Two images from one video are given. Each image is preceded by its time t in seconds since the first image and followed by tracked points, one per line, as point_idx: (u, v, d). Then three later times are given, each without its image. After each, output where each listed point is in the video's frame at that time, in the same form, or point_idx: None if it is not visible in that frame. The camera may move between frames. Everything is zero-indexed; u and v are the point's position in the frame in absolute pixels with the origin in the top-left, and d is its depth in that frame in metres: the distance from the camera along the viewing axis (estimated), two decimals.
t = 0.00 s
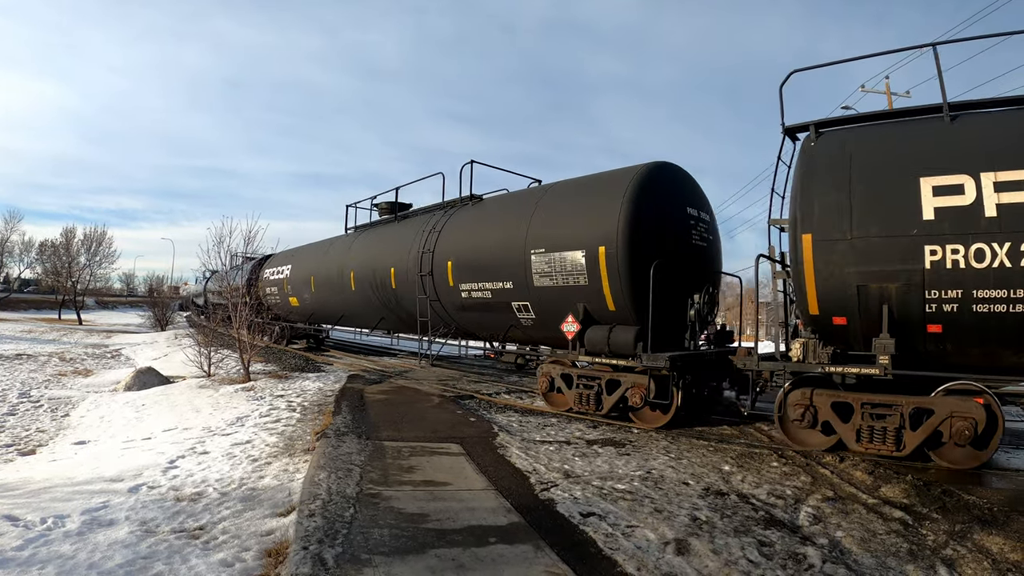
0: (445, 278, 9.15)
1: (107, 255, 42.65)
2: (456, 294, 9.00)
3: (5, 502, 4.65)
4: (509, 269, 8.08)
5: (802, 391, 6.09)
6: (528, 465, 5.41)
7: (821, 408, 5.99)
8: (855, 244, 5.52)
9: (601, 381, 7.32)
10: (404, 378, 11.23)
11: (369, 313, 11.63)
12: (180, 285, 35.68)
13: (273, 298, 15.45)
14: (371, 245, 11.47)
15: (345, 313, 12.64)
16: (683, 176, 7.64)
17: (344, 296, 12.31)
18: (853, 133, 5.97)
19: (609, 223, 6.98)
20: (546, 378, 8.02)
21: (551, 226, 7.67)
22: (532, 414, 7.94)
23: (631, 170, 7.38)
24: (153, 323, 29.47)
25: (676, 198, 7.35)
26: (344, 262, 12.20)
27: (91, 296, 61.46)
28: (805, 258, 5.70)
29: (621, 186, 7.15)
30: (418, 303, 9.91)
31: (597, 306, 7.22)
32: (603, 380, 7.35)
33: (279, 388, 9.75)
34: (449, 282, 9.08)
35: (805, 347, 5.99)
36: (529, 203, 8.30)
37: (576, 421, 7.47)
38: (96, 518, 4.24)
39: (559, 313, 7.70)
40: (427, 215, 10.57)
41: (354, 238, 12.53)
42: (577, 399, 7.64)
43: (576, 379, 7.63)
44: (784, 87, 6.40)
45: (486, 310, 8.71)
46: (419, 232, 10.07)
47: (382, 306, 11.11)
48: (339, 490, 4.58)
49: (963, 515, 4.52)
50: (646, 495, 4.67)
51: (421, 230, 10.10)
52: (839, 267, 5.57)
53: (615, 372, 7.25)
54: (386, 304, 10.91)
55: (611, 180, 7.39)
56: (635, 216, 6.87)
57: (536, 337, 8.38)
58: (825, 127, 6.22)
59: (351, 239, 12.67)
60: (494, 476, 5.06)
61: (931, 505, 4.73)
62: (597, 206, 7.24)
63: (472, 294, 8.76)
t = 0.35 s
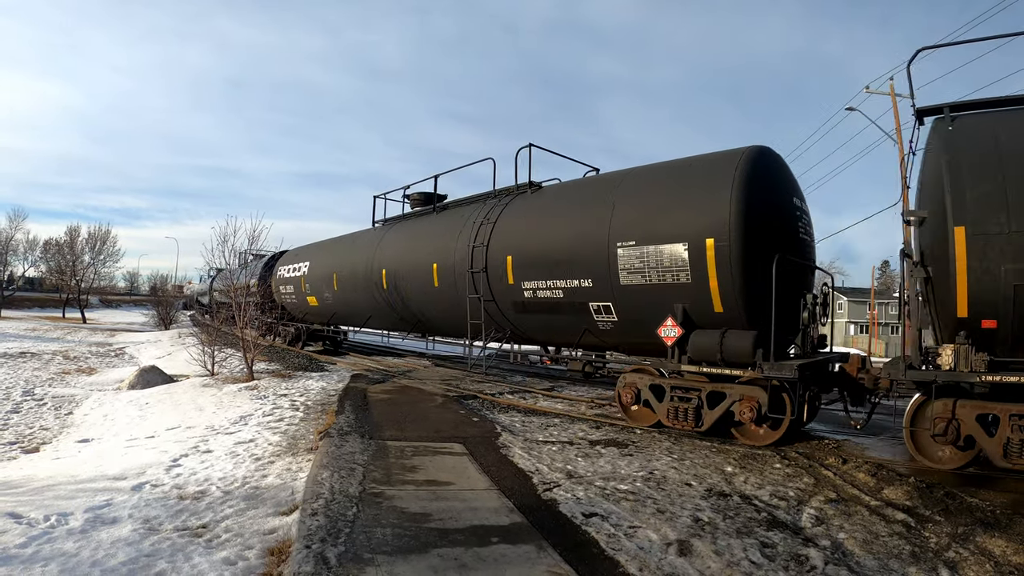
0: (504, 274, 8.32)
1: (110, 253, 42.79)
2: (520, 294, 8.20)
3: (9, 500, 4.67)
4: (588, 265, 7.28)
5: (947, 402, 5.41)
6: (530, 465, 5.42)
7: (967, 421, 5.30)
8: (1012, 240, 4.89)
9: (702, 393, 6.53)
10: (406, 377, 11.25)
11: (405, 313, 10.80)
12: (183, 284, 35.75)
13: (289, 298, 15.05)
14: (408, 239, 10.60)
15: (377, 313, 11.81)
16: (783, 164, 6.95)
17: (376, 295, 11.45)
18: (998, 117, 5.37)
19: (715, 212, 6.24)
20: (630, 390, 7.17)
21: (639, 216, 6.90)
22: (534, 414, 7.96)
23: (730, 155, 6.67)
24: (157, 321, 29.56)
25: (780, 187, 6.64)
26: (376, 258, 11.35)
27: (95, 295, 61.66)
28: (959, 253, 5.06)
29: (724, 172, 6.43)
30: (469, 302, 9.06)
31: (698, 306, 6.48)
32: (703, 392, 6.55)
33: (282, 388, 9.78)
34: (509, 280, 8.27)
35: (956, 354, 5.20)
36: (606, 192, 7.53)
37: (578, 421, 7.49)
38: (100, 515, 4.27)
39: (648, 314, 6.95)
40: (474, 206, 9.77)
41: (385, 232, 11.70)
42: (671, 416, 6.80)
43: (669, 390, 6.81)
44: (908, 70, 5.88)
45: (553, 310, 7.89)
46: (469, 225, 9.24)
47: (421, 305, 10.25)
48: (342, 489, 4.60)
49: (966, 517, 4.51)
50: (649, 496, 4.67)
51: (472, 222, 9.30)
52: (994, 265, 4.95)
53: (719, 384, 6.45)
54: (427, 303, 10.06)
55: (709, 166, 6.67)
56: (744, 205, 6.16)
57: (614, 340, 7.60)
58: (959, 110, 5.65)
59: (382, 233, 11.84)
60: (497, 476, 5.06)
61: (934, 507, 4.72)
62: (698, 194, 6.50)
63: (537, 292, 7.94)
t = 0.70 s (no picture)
0: (573, 271, 7.35)
1: (110, 254, 42.78)
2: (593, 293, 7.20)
3: (7, 501, 4.66)
4: (683, 261, 6.26)
5: None
6: (529, 466, 5.42)
7: None
8: None
9: (823, 406, 5.58)
10: (405, 378, 11.26)
11: (442, 316, 9.76)
12: (182, 285, 35.72)
13: (300, 298, 14.14)
14: (446, 233, 9.57)
15: (407, 316, 10.72)
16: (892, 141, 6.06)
17: (406, 294, 10.38)
18: None
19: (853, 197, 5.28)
20: (731, 402, 6.15)
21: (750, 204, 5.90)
22: (533, 414, 7.96)
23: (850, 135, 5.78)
24: (156, 322, 29.54)
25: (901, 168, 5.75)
26: (408, 255, 10.26)
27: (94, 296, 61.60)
28: None
29: (850, 151, 5.54)
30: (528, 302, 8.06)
31: (822, 307, 5.52)
32: (824, 405, 5.61)
33: (281, 388, 9.77)
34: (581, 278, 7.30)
35: None
36: (700, 176, 6.51)
37: (577, 421, 7.50)
38: (98, 516, 4.26)
39: (756, 316, 5.94)
40: (523, 196, 8.80)
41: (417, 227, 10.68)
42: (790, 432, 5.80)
43: (783, 404, 5.82)
44: None
45: (635, 312, 6.89)
46: (526, 216, 8.23)
47: (464, 306, 9.21)
48: (341, 490, 4.59)
49: (965, 517, 4.52)
50: (647, 496, 4.67)
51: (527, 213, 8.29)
52: None
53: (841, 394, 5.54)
54: (471, 304, 9.04)
55: (825, 146, 5.77)
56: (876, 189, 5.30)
57: (703, 347, 6.67)
58: None
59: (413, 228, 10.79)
60: (496, 477, 5.07)
61: (933, 507, 4.73)
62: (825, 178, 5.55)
63: (616, 292, 6.95)
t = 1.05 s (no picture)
0: (666, 268, 6.39)
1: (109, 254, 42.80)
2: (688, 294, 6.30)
3: (7, 501, 4.66)
4: (809, 256, 5.44)
5: None
6: (529, 466, 5.41)
7: None
8: None
9: (964, 418, 4.85)
10: (405, 378, 11.27)
11: (488, 320, 8.69)
12: (183, 285, 35.74)
13: (319, 299, 13.33)
14: (493, 224, 8.47)
15: (444, 318, 9.69)
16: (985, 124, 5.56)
17: (445, 294, 9.31)
18: None
19: (964, 188, 4.78)
20: (857, 416, 5.46)
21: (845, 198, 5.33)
22: (533, 415, 7.96)
23: (945, 122, 5.30)
24: (156, 322, 29.55)
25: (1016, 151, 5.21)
26: (448, 251, 9.20)
27: (94, 296, 61.60)
28: None
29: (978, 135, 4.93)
30: (604, 303, 7.06)
31: (975, 307, 4.78)
32: (964, 416, 4.88)
33: (281, 389, 9.77)
34: (675, 276, 6.33)
35: None
36: (783, 168, 5.89)
37: (577, 422, 7.50)
38: (98, 517, 4.26)
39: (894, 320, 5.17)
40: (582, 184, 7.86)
41: (455, 219, 9.64)
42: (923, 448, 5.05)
43: (918, 416, 5.06)
44: None
45: (741, 315, 6.00)
46: (598, 205, 7.24)
47: (518, 307, 8.16)
48: (341, 490, 4.59)
49: (965, 517, 4.52)
50: (647, 497, 4.67)
51: (597, 202, 7.29)
52: None
53: (980, 403, 4.83)
54: (528, 306, 7.98)
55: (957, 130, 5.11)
56: None
57: (818, 352, 5.82)
58: None
59: (449, 220, 9.75)
60: (496, 477, 5.06)
61: (933, 507, 4.74)
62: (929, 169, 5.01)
63: (720, 291, 6.04)
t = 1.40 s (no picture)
0: (786, 264, 5.71)
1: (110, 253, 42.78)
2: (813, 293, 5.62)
3: (7, 500, 4.66)
4: (955, 250, 4.89)
5: None
6: (529, 467, 5.41)
7: None
8: None
9: None
10: (405, 378, 11.28)
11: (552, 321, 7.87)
12: (183, 284, 35.73)
13: (341, 300, 12.58)
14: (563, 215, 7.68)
15: (493, 319, 8.86)
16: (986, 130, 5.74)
17: (498, 292, 8.47)
18: None
19: (963, 187, 4.93)
20: (1002, 429, 4.93)
21: (852, 196, 5.43)
22: (533, 415, 7.96)
23: (943, 126, 5.50)
24: (157, 322, 29.55)
25: None
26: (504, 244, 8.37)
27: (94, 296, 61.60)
28: None
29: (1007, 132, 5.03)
30: (705, 303, 6.33)
31: None
32: None
33: (281, 389, 9.77)
34: (798, 272, 5.64)
35: None
36: (796, 168, 5.96)
37: (577, 423, 7.50)
38: (98, 516, 4.26)
39: None
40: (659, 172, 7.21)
41: (507, 210, 8.83)
42: None
43: None
44: None
45: (870, 317, 5.38)
46: (690, 193, 6.54)
47: (589, 308, 7.39)
48: (341, 490, 4.59)
49: (965, 519, 4.51)
50: (647, 498, 4.67)
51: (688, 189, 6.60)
52: None
53: None
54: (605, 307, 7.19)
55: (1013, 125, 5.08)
56: None
57: (948, 360, 5.27)
58: None
59: (500, 212, 8.97)
60: (496, 478, 5.06)
61: (934, 509, 4.73)
62: (928, 168, 5.18)
63: (853, 291, 5.38)
